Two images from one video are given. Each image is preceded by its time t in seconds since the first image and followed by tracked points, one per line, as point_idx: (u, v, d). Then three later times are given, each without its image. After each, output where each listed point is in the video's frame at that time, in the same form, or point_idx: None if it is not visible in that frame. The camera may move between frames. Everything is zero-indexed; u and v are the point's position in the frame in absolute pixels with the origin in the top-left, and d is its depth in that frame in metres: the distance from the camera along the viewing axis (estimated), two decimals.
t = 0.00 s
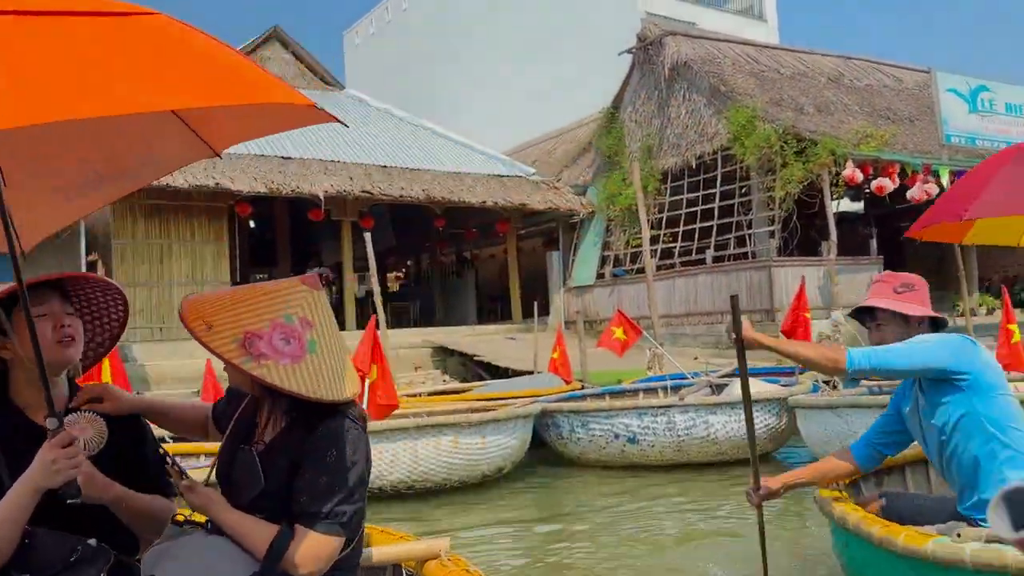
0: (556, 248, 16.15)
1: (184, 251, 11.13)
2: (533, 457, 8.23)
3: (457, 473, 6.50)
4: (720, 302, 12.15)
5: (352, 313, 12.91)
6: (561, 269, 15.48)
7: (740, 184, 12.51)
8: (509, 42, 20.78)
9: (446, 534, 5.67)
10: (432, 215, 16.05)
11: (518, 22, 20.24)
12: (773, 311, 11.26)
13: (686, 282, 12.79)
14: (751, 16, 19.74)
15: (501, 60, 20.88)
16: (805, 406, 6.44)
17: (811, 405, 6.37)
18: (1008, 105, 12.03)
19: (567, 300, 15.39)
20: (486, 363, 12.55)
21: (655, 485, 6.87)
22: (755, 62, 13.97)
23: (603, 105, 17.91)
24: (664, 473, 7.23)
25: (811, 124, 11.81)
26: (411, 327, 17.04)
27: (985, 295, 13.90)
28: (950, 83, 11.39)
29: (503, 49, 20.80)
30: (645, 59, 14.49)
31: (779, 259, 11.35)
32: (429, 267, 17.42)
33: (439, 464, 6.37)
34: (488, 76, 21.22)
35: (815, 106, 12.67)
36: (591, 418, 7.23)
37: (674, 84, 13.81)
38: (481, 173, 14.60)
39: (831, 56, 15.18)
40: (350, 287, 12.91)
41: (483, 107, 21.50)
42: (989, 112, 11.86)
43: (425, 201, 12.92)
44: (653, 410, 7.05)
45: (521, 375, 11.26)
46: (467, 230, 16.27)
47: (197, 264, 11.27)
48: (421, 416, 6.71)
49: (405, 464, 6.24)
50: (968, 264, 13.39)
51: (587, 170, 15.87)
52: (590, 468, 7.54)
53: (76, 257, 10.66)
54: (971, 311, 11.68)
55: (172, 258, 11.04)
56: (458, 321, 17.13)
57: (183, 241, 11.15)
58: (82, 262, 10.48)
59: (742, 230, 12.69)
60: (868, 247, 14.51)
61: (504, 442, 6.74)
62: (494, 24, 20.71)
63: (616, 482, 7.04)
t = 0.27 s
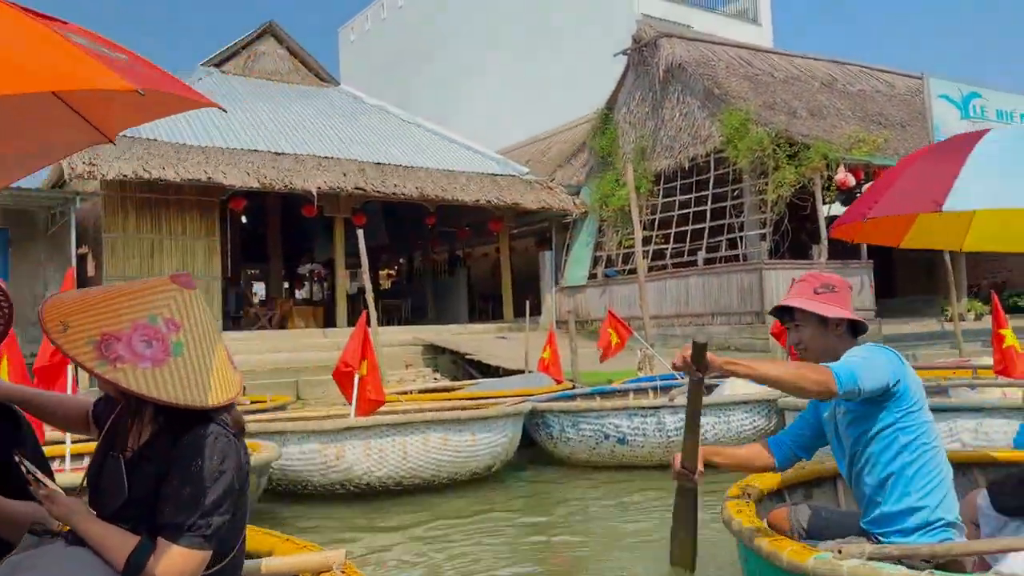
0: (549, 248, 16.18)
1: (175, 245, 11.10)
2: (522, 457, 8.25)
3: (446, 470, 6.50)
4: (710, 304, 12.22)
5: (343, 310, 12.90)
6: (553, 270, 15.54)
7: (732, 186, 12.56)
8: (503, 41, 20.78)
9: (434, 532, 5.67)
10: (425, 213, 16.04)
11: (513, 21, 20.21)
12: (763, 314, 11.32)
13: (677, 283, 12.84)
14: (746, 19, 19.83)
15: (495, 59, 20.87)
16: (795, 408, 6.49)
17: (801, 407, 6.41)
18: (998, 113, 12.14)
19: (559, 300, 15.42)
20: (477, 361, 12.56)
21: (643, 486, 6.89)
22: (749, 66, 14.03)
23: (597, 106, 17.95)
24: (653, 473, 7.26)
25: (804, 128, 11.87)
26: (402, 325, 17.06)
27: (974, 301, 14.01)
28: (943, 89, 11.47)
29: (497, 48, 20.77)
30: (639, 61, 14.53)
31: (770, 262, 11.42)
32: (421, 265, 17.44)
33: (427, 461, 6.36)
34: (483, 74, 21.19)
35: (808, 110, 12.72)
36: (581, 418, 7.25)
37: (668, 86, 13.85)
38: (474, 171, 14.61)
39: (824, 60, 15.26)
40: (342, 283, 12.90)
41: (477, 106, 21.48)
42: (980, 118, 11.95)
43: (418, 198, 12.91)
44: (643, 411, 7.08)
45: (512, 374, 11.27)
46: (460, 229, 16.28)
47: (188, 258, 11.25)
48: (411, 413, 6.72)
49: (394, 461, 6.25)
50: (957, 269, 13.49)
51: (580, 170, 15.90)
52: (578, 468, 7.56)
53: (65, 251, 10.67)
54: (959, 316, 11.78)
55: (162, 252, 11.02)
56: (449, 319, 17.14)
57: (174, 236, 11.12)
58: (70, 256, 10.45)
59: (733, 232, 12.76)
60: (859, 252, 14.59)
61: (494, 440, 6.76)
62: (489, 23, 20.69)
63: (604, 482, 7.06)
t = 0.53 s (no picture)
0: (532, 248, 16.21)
1: (154, 240, 10.99)
2: (503, 456, 8.24)
3: (425, 470, 6.48)
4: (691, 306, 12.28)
5: (324, 307, 12.84)
6: (536, 269, 15.64)
7: (715, 189, 12.62)
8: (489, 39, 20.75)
9: (413, 531, 5.65)
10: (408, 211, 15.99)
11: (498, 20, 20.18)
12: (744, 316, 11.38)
13: (659, 285, 12.90)
14: (731, 23, 19.95)
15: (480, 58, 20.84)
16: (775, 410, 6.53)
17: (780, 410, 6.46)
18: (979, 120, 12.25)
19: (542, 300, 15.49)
20: (459, 360, 12.55)
21: (623, 487, 6.91)
22: (733, 70, 14.11)
23: (583, 106, 17.99)
24: (633, 473, 7.28)
25: (787, 132, 11.96)
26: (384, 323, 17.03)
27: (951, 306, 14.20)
28: (924, 96, 11.59)
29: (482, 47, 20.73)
30: (625, 62, 14.56)
31: (751, 264, 11.49)
32: (403, 263, 17.41)
33: (407, 460, 6.33)
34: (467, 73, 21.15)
35: (791, 115, 12.81)
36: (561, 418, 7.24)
37: (653, 89, 13.90)
38: (458, 170, 14.58)
39: (807, 66, 15.37)
40: (323, 280, 12.83)
41: (462, 104, 21.44)
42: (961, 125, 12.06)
43: (402, 196, 12.87)
44: (624, 411, 7.10)
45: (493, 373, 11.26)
46: (443, 227, 16.26)
47: (168, 253, 11.14)
48: (391, 411, 6.69)
49: (374, 459, 6.22)
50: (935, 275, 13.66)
51: (564, 171, 15.92)
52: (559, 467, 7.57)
53: (42, 244, 10.57)
54: (936, 321, 11.93)
55: (142, 247, 10.91)
56: (432, 317, 17.10)
57: (154, 230, 11.01)
58: (47, 249, 10.32)
59: (715, 235, 12.83)
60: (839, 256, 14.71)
61: (474, 440, 6.75)
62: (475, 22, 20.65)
63: (585, 482, 7.07)
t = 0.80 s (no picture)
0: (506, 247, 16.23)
1: (122, 235, 10.81)
2: (474, 456, 8.22)
3: (395, 470, 6.44)
4: (663, 308, 12.35)
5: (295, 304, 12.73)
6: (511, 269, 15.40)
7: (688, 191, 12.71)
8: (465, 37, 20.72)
9: (381, 531, 5.61)
10: (382, 208, 15.91)
11: (474, 19, 20.16)
12: (715, 317, 11.47)
13: (631, 286, 12.96)
14: (706, 27, 20.10)
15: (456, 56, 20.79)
16: (745, 411, 6.59)
17: (750, 411, 6.52)
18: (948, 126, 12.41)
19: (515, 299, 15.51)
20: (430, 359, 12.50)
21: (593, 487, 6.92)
22: (707, 73, 14.21)
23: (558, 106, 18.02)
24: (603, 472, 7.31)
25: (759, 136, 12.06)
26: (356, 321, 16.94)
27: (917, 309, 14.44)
28: (894, 102, 11.74)
29: (457, 45, 20.67)
30: (600, 64, 14.61)
31: (723, 266, 11.57)
32: (376, 261, 17.32)
33: (377, 460, 6.29)
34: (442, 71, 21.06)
35: (764, 119, 12.94)
36: (533, 418, 7.23)
37: (628, 90, 13.96)
38: (432, 168, 14.53)
39: (780, 70, 15.53)
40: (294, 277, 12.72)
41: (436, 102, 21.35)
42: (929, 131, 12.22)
43: (375, 193, 12.80)
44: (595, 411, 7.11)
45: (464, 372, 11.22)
46: (416, 225, 16.21)
47: (136, 248, 10.97)
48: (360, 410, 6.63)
49: (343, 458, 6.16)
50: (902, 279, 13.88)
51: (539, 171, 15.94)
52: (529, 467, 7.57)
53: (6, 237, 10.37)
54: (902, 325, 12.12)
55: (109, 241, 10.73)
56: (404, 316, 17.02)
57: (122, 225, 10.83)
58: (11, 242, 10.12)
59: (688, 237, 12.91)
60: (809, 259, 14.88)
61: (445, 439, 6.73)
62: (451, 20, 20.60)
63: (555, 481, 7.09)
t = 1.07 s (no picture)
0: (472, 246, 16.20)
1: (79, 229, 10.56)
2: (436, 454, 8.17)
3: (354, 469, 6.38)
4: (628, 307, 12.40)
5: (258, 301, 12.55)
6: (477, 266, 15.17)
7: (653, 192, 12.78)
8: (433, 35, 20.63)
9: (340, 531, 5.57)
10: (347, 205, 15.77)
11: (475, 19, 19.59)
12: (680, 317, 11.55)
13: (597, 285, 13.00)
14: (672, 28, 20.26)
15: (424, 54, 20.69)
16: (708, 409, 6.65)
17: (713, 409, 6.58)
18: (907, 130, 12.63)
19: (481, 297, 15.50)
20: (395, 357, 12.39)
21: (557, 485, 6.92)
22: (674, 74, 14.31)
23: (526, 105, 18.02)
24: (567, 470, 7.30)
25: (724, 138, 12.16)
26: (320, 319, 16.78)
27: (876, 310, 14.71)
28: (855, 106, 11.92)
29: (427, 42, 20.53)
30: (568, 63, 14.63)
31: (687, 266, 11.65)
32: (341, 258, 17.17)
33: (336, 459, 6.24)
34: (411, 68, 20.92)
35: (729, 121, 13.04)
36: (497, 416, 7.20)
37: (595, 90, 14.00)
38: (398, 165, 14.42)
39: (745, 73, 15.69)
40: (257, 273, 12.54)
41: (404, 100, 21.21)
42: (889, 135, 12.42)
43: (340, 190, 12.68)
44: (560, 409, 7.08)
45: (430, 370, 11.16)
46: (382, 223, 16.10)
47: (93, 243, 10.72)
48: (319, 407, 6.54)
49: (302, 458, 6.05)
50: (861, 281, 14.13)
51: (506, 169, 15.92)
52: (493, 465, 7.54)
53: None
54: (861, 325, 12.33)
55: (65, 235, 10.47)
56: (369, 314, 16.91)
57: (79, 219, 10.58)
58: None
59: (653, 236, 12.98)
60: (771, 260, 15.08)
61: (407, 437, 6.69)
62: (452, 18, 19.94)
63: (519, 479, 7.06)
